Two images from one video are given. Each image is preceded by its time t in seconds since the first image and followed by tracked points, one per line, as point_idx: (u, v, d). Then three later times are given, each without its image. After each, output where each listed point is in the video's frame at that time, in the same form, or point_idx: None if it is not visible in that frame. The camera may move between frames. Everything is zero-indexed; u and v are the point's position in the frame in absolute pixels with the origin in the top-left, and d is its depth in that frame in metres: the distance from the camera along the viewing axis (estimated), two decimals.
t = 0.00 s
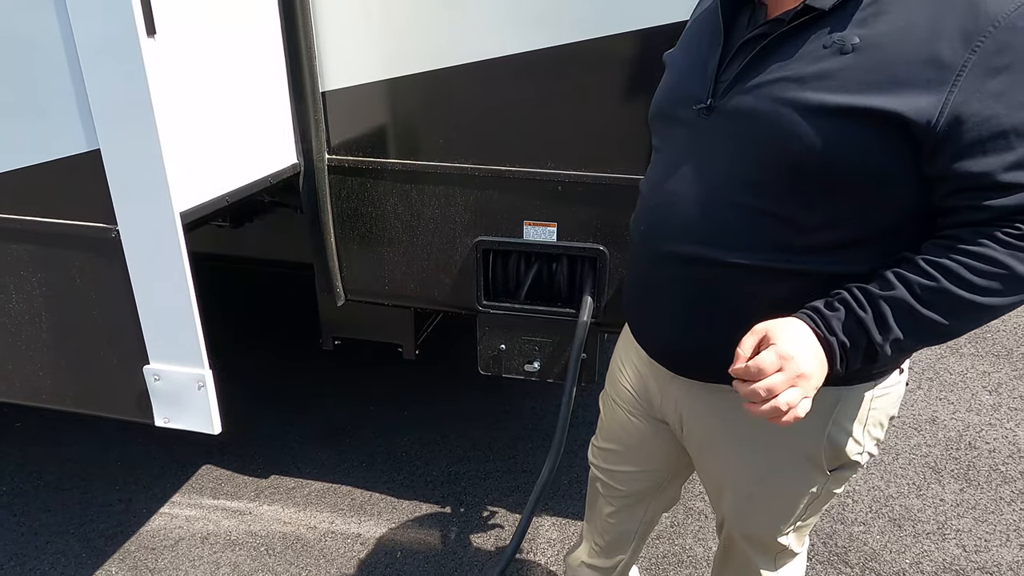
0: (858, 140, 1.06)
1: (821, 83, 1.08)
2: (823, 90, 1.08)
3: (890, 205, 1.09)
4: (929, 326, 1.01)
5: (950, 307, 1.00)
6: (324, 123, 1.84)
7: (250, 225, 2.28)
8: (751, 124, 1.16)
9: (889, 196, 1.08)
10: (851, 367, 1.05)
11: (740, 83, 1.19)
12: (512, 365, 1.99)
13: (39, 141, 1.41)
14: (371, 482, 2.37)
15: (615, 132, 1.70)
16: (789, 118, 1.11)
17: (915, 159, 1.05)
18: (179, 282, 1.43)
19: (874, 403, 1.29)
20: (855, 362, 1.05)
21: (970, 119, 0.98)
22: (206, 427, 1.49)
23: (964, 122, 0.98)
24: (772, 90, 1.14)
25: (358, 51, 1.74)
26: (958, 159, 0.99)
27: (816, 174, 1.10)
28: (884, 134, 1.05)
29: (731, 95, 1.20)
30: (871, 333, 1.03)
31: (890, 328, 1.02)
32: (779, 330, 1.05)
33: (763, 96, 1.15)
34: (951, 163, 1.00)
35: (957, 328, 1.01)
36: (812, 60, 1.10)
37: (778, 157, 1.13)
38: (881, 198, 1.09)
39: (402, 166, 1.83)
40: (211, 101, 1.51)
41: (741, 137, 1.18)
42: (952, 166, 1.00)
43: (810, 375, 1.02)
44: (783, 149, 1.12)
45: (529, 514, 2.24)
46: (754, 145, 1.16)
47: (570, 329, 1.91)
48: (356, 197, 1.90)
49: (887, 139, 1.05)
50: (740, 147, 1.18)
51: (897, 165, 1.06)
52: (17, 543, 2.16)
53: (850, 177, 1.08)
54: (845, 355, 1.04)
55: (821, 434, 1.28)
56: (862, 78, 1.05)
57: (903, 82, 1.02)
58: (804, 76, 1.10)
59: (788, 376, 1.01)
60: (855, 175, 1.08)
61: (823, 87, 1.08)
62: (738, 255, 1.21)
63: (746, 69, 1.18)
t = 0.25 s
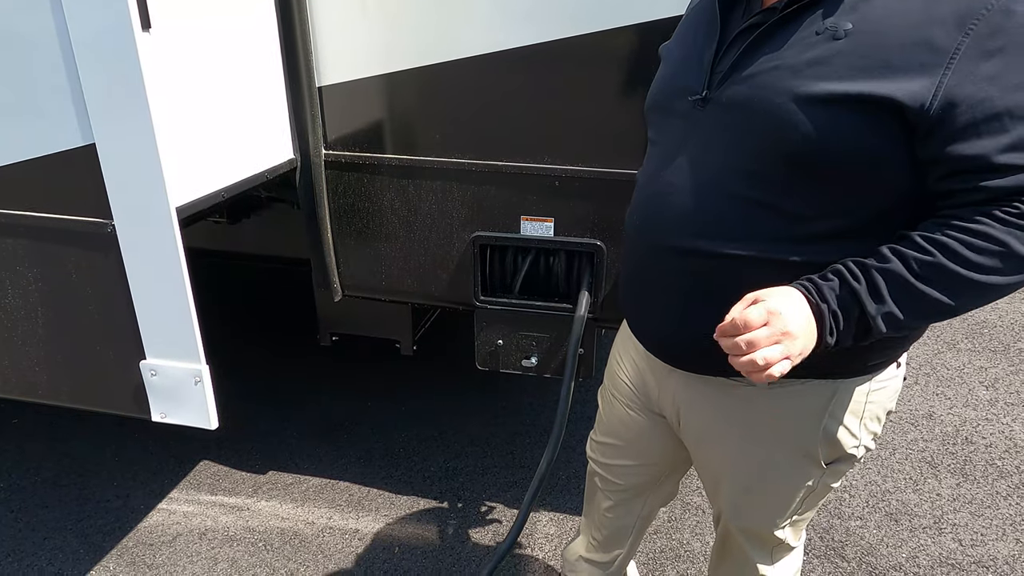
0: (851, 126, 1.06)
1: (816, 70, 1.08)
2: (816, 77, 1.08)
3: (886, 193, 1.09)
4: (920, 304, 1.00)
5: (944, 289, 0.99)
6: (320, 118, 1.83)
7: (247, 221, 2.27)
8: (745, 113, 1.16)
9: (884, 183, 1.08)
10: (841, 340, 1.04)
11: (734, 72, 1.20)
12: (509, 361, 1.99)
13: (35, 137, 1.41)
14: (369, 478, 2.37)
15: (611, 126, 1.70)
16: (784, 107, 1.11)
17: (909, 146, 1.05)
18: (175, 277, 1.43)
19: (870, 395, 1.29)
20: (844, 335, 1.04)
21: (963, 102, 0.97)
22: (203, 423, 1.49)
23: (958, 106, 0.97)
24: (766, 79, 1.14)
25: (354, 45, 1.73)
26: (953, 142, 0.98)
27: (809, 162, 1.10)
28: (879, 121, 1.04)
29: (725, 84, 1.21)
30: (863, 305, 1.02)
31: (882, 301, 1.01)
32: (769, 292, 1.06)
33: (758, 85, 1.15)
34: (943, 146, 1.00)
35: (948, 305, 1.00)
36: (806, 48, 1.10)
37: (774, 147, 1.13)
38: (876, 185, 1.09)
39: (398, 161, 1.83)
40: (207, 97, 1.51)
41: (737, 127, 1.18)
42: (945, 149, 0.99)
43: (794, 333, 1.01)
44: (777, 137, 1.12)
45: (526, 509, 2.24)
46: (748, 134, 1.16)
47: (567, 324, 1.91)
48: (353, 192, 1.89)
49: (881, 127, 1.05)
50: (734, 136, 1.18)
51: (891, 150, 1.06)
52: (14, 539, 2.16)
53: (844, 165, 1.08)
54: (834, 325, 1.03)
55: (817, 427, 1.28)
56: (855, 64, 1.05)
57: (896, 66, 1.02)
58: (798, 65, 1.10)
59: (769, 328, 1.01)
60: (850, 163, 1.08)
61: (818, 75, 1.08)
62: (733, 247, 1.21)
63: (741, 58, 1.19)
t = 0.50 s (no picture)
0: (851, 125, 1.06)
1: (815, 69, 1.09)
2: (815, 75, 1.09)
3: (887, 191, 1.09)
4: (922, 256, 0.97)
5: (943, 273, 0.98)
6: (321, 119, 1.83)
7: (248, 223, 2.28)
8: (744, 111, 1.16)
9: (885, 182, 1.09)
10: (836, 258, 0.99)
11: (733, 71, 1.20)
12: (510, 362, 1.99)
13: (37, 140, 1.41)
14: (369, 480, 2.37)
15: (611, 127, 1.70)
16: (784, 105, 1.11)
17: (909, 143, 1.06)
18: (176, 279, 1.43)
19: (869, 396, 1.30)
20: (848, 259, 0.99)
21: (964, 98, 0.97)
22: (204, 424, 1.49)
23: (959, 101, 0.97)
24: (765, 77, 1.14)
25: (355, 47, 1.74)
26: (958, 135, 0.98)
27: (808, 160, 1.11)
28: (879, 119, 1.05)
29: (724, 83, 1.21)
30: (873, 229, 0.99)
31: (891, 230, 0.99)
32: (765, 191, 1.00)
33: (757, 83, 1.15)
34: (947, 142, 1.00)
35: (953, 262, 0.96)
36: (805, 46, 1.11)
37: (773, 145, 1.13)
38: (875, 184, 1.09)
39: (399, 163, 1.84)
40: (208, 100, 1.51)
41: (736, 125, 1.18)
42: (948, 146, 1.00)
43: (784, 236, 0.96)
44: (776, 135, 1.13)
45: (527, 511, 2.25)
46: (746, 132, 1.16)
47: (567, 326, 1.91)
48: (354, 194, 1.90)
49: (881, 126, 1.05)
50: (733, 134, 1.19)
51: (891, 148, 1.06)
52: (15, 540, 2.16)
53: (844, 164, 1.09)
54: (841, 241, 0.99)
55: (817, 428, 1.28)
56: (855, 62, 1.06)
57: (895, 64, 1.02)
58: (797, 63, 1.11)
59: (761, 220, 0.95)
60: (849, 162, 1.08)
61: (817, 73, 1.08)
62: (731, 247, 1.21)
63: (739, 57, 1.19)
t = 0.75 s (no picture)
0: (853, 129, 1.07)
1: (818, 74, 1.08)
2: (817, 79, 1.08)
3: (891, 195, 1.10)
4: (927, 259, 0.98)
5: (945, 282, 0.99)
6: (324, 120, 1.84)
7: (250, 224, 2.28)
8: (746, 115, 1.16)
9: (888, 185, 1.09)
10: (845, 254, 0.98)
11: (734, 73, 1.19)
12: (511, 363, 2.00)
13: (40, 141, 1.42)
14: (371, 480, 2.37)
15: (613, 129, 1.70)
16: (786, 109, 1.11)
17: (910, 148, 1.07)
18: (179, 280, 1.43)
19: (870, 397, 1.30)
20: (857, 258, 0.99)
21: (966, 105, 0.98)
22: (206, 424, 1.49)
23: (961, 108, 0.98)
24: (768, 81, 1.13)
25: (358, 49, 1.74)
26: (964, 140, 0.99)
27: (810, 164, 1.11)
28: (881, 124, 1.06)
29: (725, 86, 1.20)
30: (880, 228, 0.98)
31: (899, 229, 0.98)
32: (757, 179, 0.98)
33: (759, 87, 1.15)
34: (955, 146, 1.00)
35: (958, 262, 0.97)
36: (808, 50, 1.10)
37: (775, 149, 1.13)
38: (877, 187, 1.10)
39: (400, 164, 1.84)
40: (210, 100, 1.52)
41: (738, 128, 1.18)
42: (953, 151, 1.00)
43: (787, 213, 0.93)
44: (777, 139, 1.13)
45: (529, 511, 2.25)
46: (747, 135, 1.16)
47: (569, 327, 1.91)
48: (356, 195, 1.90)
49: (883, 130, 1.06)
50: (734, 137, 1.18)
51: (893, 154, 1.07)
52: (18, 540, 2.17)
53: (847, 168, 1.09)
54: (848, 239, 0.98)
55: (817, 428, 1.28)
56: (858, 68, 1.05)
57: (898, 70, 1.03)
58: (800, 67, 1.10)
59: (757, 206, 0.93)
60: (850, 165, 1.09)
61: (820, 78, 1.08)
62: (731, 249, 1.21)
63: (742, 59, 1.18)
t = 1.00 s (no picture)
0: (841, 136, 1.06)
1: (811, 80, 1.08)
2: (808, 85, 1.08)
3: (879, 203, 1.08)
4: (971, 306, 0.96)
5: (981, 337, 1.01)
6: (324, 118, 1.83)
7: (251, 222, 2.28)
8: (741, 119, 1.17)
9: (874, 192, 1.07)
10: (889, 432, 1.01)
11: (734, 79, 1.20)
12: (512, 363, 1.99)
13: (41, 140, 1.42)
14: (371, 479, 2.37)
15: (613, 129, 1.70)
16: (779, 114, 1.11)
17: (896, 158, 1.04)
18: (179, 279, 1.43)
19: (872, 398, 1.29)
20: (922, 385, 0.99)
21: (947, 117, 0.96)
22: (205, 424, 1.49)
23: (942, 119, 0.96)
24: (764, 86, 1.14)
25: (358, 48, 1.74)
26: (936, 155, 0.98)
27: (799, 168, 1.11)
28: (866, 132, 1.04)
29: (724, 90, 1.22)
30: (871, 371, 1.01)
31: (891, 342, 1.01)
32: (805, 415, 1.03)
33: (754, 92, 1.15)
34: (930, 160, 0.98)
35: (995, 287, 0.95)
36: (803, 56, 1.10)
37: (768, 153, 1.14)
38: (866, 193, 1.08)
39: (401, 163, 1.84)
40: (211, 99, 1.52)
41: (734, 132, 1.18)
42: (930, 164, 0.99)
43: (857, 468, 1.00)
44: (768, 143, 1.13)
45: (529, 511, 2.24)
46: (742, 140, 1.17)
47: (570, 327, 1.91)
48: (356, 194, 1.90)
49: (868, 139, 1.04)
50: (729, 140, 1.19)
51: (879, 161, 1.05)
52: (19, 539, 2.17)
53: (836, 173, 1.09)
54: (873, 397, 1.01)
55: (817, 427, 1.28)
56: (848, 74, 1.05)
57: (885, 77, 1.02)
58: (794, 73, 1.10)
59: (835, 470, 0.98)
60: (838, 171, 1.08)
61: (814, 84, 1.08)
62: (725, 250, 1.22)
63: (741, 63, 1.19)
